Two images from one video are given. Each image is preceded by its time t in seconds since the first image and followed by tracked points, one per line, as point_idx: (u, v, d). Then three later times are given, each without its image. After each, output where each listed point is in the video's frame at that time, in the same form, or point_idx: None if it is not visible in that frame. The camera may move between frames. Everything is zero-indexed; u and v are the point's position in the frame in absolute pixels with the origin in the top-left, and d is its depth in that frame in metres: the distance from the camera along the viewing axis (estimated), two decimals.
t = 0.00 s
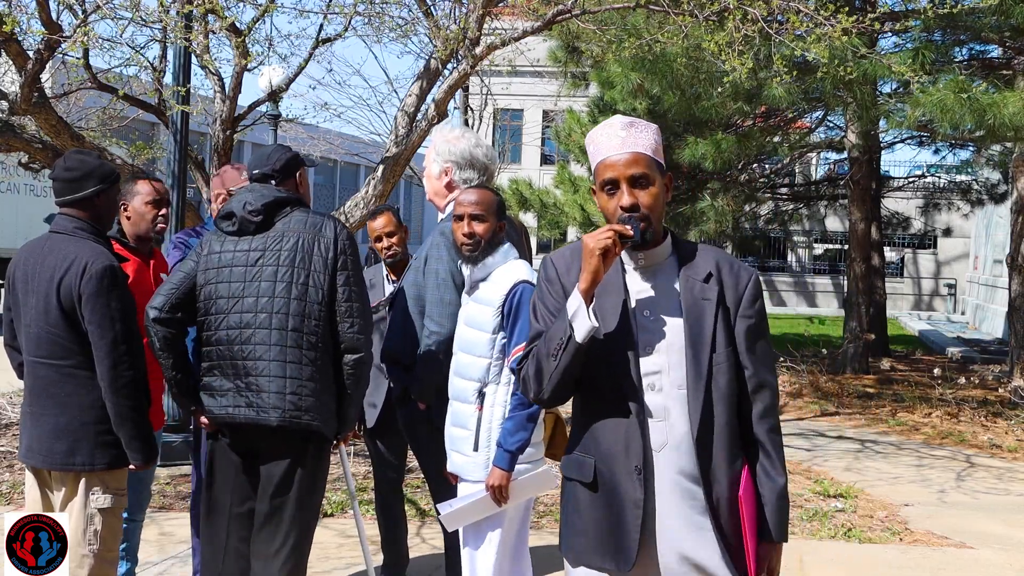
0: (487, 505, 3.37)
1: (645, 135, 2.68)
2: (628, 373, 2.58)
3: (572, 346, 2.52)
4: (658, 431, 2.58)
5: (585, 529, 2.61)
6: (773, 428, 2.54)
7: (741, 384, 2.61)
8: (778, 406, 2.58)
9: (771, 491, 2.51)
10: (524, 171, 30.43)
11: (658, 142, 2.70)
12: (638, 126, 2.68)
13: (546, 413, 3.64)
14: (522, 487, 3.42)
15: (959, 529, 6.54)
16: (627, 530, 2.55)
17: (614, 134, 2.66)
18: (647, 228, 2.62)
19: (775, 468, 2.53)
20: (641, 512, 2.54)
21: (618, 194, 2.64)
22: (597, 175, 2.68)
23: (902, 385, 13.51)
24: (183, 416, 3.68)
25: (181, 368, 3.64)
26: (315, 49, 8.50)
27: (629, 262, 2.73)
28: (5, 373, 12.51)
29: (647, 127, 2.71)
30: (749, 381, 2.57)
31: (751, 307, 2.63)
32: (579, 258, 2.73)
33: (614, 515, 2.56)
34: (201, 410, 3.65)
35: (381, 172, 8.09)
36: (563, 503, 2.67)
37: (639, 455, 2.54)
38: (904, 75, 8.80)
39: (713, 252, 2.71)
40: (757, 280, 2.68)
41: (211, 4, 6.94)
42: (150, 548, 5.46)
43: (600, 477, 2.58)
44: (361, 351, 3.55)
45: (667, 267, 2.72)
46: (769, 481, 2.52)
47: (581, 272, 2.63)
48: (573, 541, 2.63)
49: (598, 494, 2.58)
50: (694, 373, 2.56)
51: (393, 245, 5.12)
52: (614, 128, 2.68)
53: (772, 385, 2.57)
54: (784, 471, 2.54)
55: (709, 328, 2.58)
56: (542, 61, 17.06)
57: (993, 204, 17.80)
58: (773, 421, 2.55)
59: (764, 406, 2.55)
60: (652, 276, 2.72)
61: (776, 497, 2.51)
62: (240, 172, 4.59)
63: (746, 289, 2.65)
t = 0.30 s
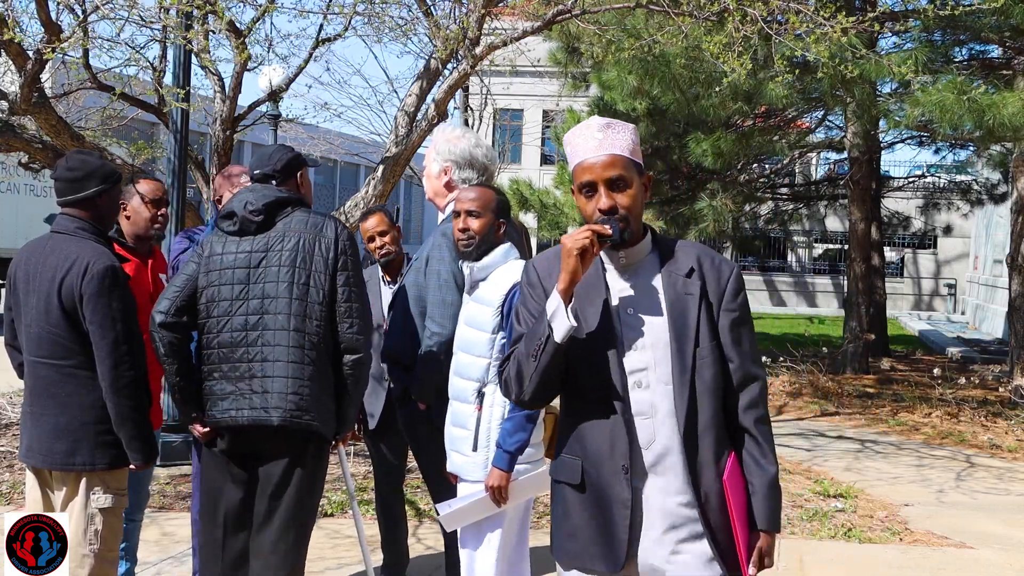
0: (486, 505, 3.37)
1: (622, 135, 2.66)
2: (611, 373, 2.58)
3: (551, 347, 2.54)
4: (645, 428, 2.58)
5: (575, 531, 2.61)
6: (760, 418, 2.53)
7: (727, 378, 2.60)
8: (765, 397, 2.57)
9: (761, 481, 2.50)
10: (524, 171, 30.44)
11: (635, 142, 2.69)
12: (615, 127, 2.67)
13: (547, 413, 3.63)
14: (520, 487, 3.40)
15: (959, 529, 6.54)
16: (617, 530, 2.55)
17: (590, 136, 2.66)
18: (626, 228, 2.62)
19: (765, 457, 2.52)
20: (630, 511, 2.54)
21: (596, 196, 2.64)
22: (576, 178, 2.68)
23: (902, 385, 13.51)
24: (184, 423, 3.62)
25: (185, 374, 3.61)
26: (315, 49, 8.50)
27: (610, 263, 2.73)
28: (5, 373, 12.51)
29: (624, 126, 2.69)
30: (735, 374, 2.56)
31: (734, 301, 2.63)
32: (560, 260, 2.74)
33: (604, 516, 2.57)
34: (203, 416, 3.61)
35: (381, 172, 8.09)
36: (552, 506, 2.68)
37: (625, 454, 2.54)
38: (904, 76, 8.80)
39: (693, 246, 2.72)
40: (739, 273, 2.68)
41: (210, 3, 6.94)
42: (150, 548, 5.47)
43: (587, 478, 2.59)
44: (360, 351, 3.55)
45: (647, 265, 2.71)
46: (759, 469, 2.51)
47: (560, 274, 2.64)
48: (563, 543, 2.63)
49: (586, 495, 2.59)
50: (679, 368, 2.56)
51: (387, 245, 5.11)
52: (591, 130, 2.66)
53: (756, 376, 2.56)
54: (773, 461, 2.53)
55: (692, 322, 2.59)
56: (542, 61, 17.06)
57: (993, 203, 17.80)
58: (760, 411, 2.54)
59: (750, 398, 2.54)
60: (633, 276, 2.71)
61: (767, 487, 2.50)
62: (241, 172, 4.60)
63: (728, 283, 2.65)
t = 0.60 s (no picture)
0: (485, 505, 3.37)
1: (607, 138, 2.67)
2: (600, 383, 2.59)
3: (541, 358, 2.56)
4: (637, 431, 2.57)
5: (571, 537, 2.62)
6: (750, 417, 2.51)
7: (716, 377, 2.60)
8: (756, 394, 2.55)
9: (751, 480, 2.48)
10: (524, 171, 30.43)
11: (620, 145, 2.69)
12: (599, 130, 2.67)
13: (546, 414, 3.64)
14: (520, 486, 3.39)
15: (959, 529, 6.54)
16: (611, 536, 2.56)
17: (575, 141, 2.66)
18: (610, 232, 2.61)
19: (754, 456, 2.50)
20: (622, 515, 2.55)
21: (581, 200, 2.64)
22: (560, 181, 2.68)
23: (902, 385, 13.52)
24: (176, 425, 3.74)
25: (177, 378, 3.65)
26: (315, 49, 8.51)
27: (597, 268, 2.72)
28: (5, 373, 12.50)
29: (609, 130, 2.70)
30: (723, 374, 2.55)
31: (722, 299, 2.60)
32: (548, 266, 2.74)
33: (599, 520, 2.58)
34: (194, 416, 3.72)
35: (381, 172, 8.09)
36: (548, 512, 2.69)
37: (617, 459, 2.55)
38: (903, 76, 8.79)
39: (682, 246, 2.71)
40: (727, 271, 2.66)
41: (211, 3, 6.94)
42: (151, 548, 5.47)
43: (581, 484, 2.60)
44: (360, 351, 3.55)
45: (633, 270, 2.72)
46: (749, 469, 2.49)
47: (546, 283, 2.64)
48: (559, 548, 2.64)
49: (580, 501, 2.61)
50: (666, 370, 2.56)
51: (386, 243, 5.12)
52: (575, 134, 2.67)
53: (746, 374, 2.55)
54: (763, 459, 2.50)
55: (679, 323, 2.58)
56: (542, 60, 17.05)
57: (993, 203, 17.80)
58: (750, 409, 2.52)
59: (739, 396, 2.52)
60: (617, 279, 2.72)
61: (757, 486, 2.48)
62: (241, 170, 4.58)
63: (717, 280, 2.63)
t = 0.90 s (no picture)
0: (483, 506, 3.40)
1: (635, 136, 2.66)
2: (613, 382, 2.58)
3: (555, 354, 2.56)
4: (646, 432, 2.57)
5: (574, 533, 2.62)
6: (763, 426, 2.52)
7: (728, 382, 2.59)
8: (769, 403, 2.56)
9: (760, 489, 2.48)
10: (524, 170, 30.43)
11: (648, 145, 2.69)
12: (628, 128, 2.67)
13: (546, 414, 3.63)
14: (519, 487, 3.41)
15: (959, 529, 6.54)
16: (614, 533, 2.55)
17: (603, 137, 2.66)
18: (631, 231, 2.62)
19: (765, 465, 2.50)
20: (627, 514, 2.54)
21: (605, 196, 2.64)
22: (587, 176, 2.68)
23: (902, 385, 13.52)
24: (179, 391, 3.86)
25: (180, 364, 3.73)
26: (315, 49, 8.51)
27: (617, 266, 2.72)
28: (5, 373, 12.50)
29: (638, 128, 2.69)
30: (737, 381, 2.54)
31: (740, 306, 2.60)
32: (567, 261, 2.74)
33: (602, 518, 2.57)
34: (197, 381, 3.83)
35: (381, 172, 8.10)
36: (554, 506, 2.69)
37: (624, 458, 2.54)
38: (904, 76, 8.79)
39: (703, 250, 2.70)
40: (747, 279, 2.66)
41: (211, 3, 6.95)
42: (151, 549, 5.47)
43: (587, 480, 2.60)
44: (360, 351, 3.55)
45: (654, 271, 2.70)
46: (758, 477, 2.49)
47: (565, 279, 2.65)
48: (563, 544, 2.65)
49: (586, 497, 2.60)
50: (678, 373, 2.55)
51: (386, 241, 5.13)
52: (604, 130, 2.67)
53: (760, 382, 2.55)
54: (773, 470, 2.51)
55: (694, 327, 2.57)
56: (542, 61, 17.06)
57: (993, 203, 17.80)
58: (763, 418, 2.53)
59: (752, 404, 2.53)
60: (639, 279, 2.70)
61: (765, 495, 2.48)
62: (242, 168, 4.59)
63: (735, 287, 2.62)
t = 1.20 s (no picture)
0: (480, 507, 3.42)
1: (675, 134, 2.65)
2: (643, 372, 2.58)
3: (588, 344, 2.53)
4: (668, 430, 2.58)
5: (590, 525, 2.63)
6: (789, 434, 2.50)
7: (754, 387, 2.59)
8: (797, 411, 2.55)
9: (781, 497, 2.47)
10: (524, 170, 30.42)
11: (688, 144, 2.68)
12: (669, 126, 2.66)
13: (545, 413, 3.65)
14: (518, 487, 3.44)
15: (959, 529, 6.54)
16: (630, 527, 2.56)
17: (644, 132, 2.65)
18: (669, 227, 2.62)
19: (788, 474, 2.49)
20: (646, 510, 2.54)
21: (643, 192, 2.63)
22: (625, 172, 2.68)
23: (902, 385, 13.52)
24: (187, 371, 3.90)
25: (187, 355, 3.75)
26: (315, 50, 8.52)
27: (651, 261, 2.73)
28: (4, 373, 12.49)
29: (679, 127, 2.68)
30: (766, 387, 2.54)
31: (773, 312, 2.59)
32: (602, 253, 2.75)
33: (619, 512, 2.58)
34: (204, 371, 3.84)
35: (381, 172, 8.10)
36: (573, 497, 2.70)
37: (647, 454, 2.54)
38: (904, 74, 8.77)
39: (737, 254, 2.69)
40: (780, 285, 2.65)
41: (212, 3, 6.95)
42: (152, 548, 5.47)
43: (608, 473, 2.60)
44: (359, 351, 3.55)
45: (688, 268, 2.72)
46: (781, 486, 2.48)
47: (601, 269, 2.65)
48: (580, 537, 2.65)
49: (606, 490, 2.60)
50: (705, 374, 2.56)
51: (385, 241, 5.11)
52: (644, 127, 2.66)
53: (788, 391, 2.54)
54: (796, 479, 2.51)
55: (724, 329, 2.57)
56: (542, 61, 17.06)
57: (993, 203, 17.80)
58: (789, 426, 2.52)
59: (780, 412, 2.52)
60: (674, 276, 2.72)
61: (786, 505, 2.47)
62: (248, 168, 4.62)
63: (768, 293, 2.62)
